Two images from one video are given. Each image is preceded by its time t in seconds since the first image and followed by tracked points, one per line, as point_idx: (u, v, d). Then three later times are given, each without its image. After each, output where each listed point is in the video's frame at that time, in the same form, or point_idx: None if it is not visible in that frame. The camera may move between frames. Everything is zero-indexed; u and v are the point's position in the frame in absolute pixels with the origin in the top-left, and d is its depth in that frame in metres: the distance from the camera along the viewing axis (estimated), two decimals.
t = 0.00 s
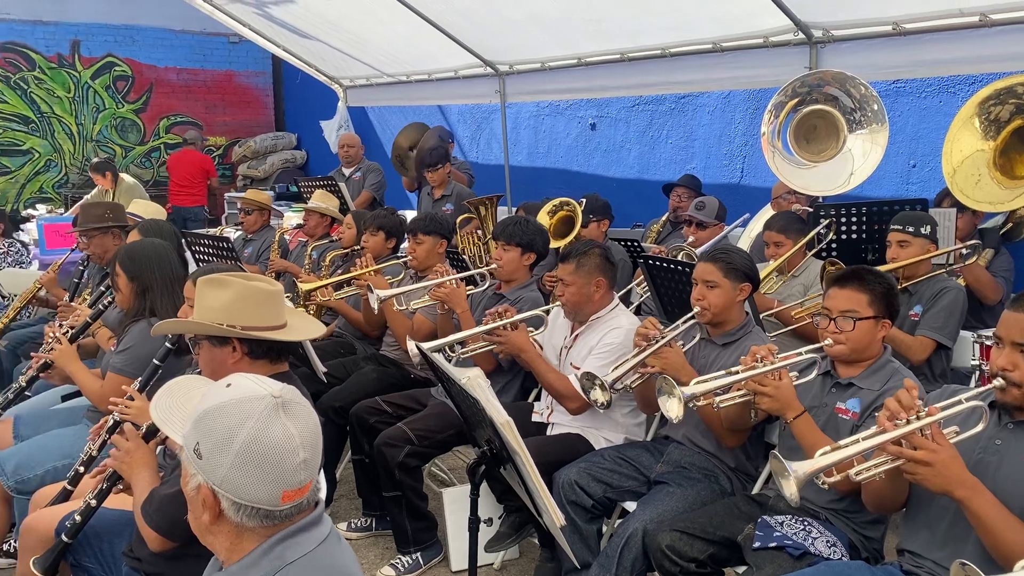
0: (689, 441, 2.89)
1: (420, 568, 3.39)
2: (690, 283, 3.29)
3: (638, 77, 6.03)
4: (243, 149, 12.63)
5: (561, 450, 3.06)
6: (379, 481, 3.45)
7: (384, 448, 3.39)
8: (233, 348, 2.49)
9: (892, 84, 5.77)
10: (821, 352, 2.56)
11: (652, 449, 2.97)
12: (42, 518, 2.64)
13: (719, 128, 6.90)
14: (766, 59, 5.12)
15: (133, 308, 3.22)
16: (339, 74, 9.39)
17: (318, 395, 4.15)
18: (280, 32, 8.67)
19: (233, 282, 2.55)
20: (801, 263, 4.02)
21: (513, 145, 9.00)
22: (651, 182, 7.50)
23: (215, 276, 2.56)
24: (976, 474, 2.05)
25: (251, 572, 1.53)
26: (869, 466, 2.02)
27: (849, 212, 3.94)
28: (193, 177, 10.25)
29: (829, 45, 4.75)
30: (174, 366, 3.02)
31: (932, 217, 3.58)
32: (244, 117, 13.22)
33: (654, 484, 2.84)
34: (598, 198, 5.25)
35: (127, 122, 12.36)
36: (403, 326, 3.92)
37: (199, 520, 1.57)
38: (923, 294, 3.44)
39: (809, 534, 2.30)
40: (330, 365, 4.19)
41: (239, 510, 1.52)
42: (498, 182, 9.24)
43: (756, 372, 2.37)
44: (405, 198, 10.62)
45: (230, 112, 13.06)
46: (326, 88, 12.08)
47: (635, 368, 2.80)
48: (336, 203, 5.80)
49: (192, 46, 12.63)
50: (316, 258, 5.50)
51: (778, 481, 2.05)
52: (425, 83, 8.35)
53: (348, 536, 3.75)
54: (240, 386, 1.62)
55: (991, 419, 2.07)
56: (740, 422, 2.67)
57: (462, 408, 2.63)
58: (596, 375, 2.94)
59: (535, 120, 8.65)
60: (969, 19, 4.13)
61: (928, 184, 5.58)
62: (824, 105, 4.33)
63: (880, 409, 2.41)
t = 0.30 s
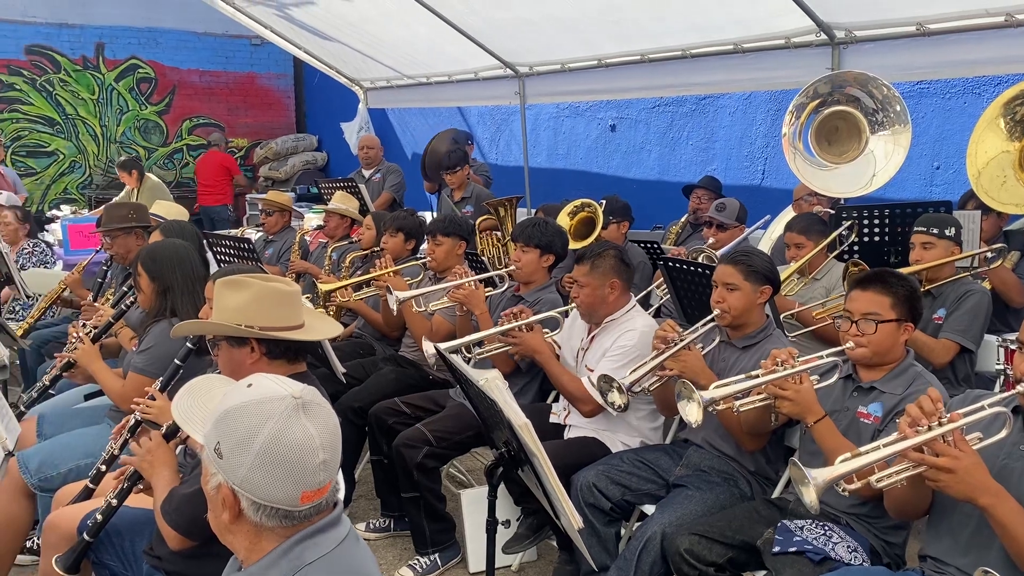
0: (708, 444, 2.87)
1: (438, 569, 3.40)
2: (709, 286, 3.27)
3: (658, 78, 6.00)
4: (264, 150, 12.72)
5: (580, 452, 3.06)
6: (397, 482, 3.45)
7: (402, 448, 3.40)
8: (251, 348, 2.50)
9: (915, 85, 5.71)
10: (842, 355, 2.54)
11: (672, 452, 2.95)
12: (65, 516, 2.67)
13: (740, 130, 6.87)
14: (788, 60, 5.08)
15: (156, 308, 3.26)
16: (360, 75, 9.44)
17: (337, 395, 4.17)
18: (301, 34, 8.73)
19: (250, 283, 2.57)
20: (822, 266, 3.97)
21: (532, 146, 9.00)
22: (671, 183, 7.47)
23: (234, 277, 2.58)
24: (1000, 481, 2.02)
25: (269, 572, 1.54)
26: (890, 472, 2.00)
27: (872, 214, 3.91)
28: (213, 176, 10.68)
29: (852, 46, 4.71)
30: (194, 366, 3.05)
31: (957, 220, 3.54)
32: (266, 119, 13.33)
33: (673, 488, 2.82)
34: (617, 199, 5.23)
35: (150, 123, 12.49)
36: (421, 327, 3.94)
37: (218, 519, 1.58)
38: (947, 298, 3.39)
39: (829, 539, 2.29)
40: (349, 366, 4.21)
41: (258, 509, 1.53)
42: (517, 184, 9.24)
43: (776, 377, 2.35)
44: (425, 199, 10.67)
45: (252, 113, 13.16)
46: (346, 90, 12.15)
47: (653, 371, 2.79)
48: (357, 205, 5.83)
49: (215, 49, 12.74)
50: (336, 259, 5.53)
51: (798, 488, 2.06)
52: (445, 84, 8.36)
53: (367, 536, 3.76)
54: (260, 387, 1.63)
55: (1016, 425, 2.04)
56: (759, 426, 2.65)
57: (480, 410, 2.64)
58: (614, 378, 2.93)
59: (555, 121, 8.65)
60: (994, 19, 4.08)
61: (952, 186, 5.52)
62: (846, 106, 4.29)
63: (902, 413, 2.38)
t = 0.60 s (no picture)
0: (720, 447, 2.86)
1: (450, 570, 3.41)
2: (723, 288, 3.26)
3: (673, 79, 5.98)
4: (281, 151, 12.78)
5: (593, 453, 3.05)
6: (410, 483, 3.46)
7: (415, 449, 3.40)
8: (264, 348, 2.51)
9: (933, 86, 5.66)
10: (855, 357, 2.52)
11: (684, 455, 2.93)
12: (79, 514, 2.70)
13: (755, 131, 6.84)
14: (804, 61, 5.06)
15: (170, 308, 3.28)
16: (375, 77, 9.47)
17: (350, 396, 4.18)
18: (318, 36, 8.77)
19: (264, 284, 2.58)
20: (836, 267, 3.94)
21: (547, 147, 9.00)
22: (686, 184, 7.44)
23: (248, 278, 2.59)
24: (1013, 486, 2.01)
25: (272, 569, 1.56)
26: (902, 476, 1.98)
27: (887, 216, 3.89)
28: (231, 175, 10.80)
29: (869, 47, 4.68)
30: (208, 366, 3.06)
31: (973, 222, 3.51)
32: (283, 120, 13.40)
33: (685, 491, 2.81)
34: (631, 200, 5.22)
35: (168, 124, 12.59)
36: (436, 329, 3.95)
37: (228, 513, 1.61)
38: (964, 301, 3.36)
39: (842, 543, 2.27)
40: (362, 366, 4.22)
41: (259, 509, 1.55)
42: (532, 184, 9.24)
43: (791, 378, 2.34)
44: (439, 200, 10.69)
45: (269, 114, 13.23)
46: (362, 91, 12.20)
47: (666, 375, 2.78)
48: (371, 206, 5.85)
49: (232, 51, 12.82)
50: (350, 260, 5.55)
51: (810, 493, 2.04)
52: (460, 85, 8.37)
53: (379, 537, 3.77)
54: (268, 387, 1.64)
55: None
56: (773, 429, 2.64)
57: (491, 411, 2.64)
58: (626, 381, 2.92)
59: (570, 122, 8.64)
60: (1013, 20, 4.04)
61: (970, 188, 5.47)
62: (862, 108, 4.26)
63: (915, 416, 2.37)
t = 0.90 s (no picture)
0: (731, 448, 2.86)
1: (461, 569, 3.41)
2: (736, 288, 3.25)
3: (685, 79, 5.96)
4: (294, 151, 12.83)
5: (603, 453, 3.05)
6: (421, 482, 3.46)
7: (426, 448, 3.41)
8: (277, 347, 2.52)
9: (948, 85, 5.62)
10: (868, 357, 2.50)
11: (695, 456, 2.92)
12: (92, 512, 2.72)
13: (769, 131, 6.82)
14: (817, 60, 5.03)
15: (183, 307, 3.30)
16: (388, 77, 9.49)
17: (362, 395, 4.19)
18: (331, 36, 8.81)
19: (277, 282, 2.58)
20: (850, 268, 3.92)
21: (559, 148, 9.00)
22: (699, 184, 7.42)
23: (262, 276, 2.59)
24: None
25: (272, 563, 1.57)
26: (914, 467, 1.99)
27: (902, 216, 3.86)
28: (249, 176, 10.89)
29: (883, 46, 4.65)
30: (220, 364, 3.08)
31: (989, 221, 3.48)
32: (296, 120, 13.46)
33: (696, 491, 2.80)
34: (643, 200, 5.21)
35: (182, 125, 12.67)
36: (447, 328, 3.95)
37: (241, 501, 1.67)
38: (979, 302, 3.33)
39: (854, 544, 2.26)
40: (373, 365, 4.23)
41: (259, 504, 1.58)
42: (544, 185, 9.23)
43: (803, 378, 2.33)
44: (451, 200, 10.71)
45: (282, 115, 13.29)
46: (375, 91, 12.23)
47: (677, 372, 2.77)
48: (383, 205, 5.86)
49: (245, 52, 12.88)
50: (363, 260, 5.56)
51: (820, 476, 2.05)
52: (472, 86, 8.37)
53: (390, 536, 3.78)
54: (278, 383, 1.66)
55: None
56: (785, 429, 2.62)
57: (501, 409, 2.63)
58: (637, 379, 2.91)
59: (582, 122, 8.64)
60: None
61: (985, 188, 5.43)
62: (878, 107, 4.24)
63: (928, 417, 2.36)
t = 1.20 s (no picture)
0: (743, 448, 2.85)
1: (472, 569, 3.42)
2: (748, 289, 3.24)
3: (697, 79, 5.95)
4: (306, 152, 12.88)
5: (615, 453, 3.05)
6: (432, 482, 3.48)
7: (437, 448, 3.42)
8: (288, 347, 2.54)
9: (962, 85, 5.58)
10: (881, 360, 2.50)
11: (706, 456, 2.92)
12: (106, 510, 2.74)
13: (781, 131, 6.80)
14: (830, 60, 5.01)
15: (196, 307, 3.32)
16: (399, 77, 9.51)
17: (374, 395, 4.21)
18: (343, 37, 8.85)
19: (290, 283, 2.59)
20: (863, 270, 3.88)
21: (570, 148, 8.99)
22: (710, 184, 7.41)
23: (273, 276, 2.59)
24: None
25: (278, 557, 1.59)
26: (928, 471, 1.98)
27: (915, 217, 3.85)
28: (267, 177, 10.98)
29: (896, 46, 4.63)
30: (233, 364, 3.11)
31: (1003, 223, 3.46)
32: (308, 120, 13.50)
33: (708, 492, 2.80)
34: (654, 201, 5.20)
35: (195, 125, 12.73)
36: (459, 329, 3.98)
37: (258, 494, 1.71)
38: (993, 303, 3.31)
39: (866, 547, 2.25)
40: (385, 365, 4.24)
41: (269, 498, 1.61)
42: (555, 185, 9.24)
43: (815, 379, 2.31)
44: (462, 201, 10.73)
45: (294, 115, 13.34)
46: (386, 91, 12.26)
47: (689, 373, 2.78)
48: (394, 206, 5.88)
49: (257, 52, 12.92)
50: (374, 260, 5.58)
51: (832, 479, 2.05)
52: (484, 86, 8.38)
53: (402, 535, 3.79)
54: (295, 379, 1.69)
55: None
56: (798, 431, 2.62)
57: (513, 409, 2.64)
58: (649, 381, 2.92)
59: (593, 122, 8.63)
60: None
61: (999, 189, 5.40)
62: (892, 108, 4.22)
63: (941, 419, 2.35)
